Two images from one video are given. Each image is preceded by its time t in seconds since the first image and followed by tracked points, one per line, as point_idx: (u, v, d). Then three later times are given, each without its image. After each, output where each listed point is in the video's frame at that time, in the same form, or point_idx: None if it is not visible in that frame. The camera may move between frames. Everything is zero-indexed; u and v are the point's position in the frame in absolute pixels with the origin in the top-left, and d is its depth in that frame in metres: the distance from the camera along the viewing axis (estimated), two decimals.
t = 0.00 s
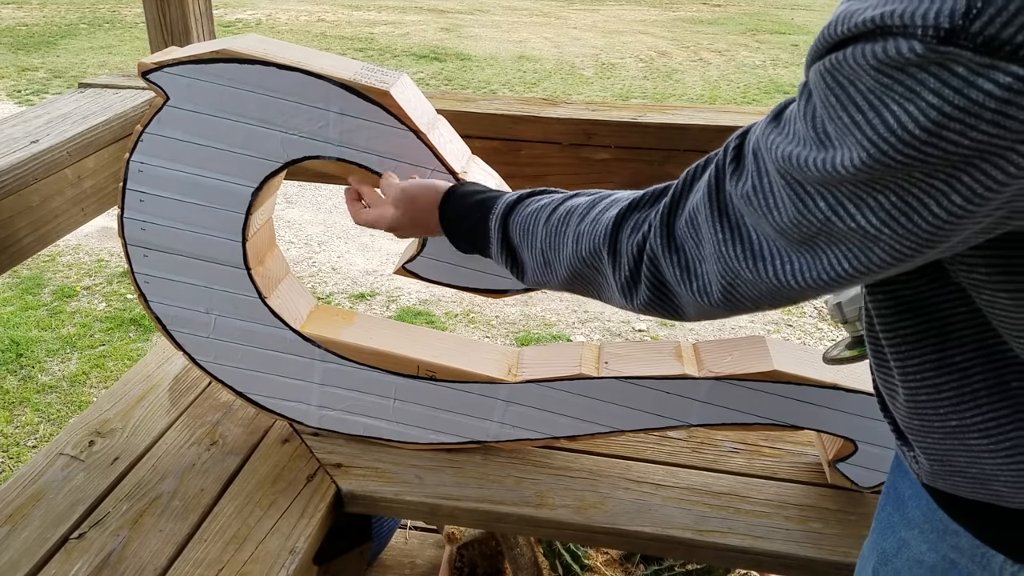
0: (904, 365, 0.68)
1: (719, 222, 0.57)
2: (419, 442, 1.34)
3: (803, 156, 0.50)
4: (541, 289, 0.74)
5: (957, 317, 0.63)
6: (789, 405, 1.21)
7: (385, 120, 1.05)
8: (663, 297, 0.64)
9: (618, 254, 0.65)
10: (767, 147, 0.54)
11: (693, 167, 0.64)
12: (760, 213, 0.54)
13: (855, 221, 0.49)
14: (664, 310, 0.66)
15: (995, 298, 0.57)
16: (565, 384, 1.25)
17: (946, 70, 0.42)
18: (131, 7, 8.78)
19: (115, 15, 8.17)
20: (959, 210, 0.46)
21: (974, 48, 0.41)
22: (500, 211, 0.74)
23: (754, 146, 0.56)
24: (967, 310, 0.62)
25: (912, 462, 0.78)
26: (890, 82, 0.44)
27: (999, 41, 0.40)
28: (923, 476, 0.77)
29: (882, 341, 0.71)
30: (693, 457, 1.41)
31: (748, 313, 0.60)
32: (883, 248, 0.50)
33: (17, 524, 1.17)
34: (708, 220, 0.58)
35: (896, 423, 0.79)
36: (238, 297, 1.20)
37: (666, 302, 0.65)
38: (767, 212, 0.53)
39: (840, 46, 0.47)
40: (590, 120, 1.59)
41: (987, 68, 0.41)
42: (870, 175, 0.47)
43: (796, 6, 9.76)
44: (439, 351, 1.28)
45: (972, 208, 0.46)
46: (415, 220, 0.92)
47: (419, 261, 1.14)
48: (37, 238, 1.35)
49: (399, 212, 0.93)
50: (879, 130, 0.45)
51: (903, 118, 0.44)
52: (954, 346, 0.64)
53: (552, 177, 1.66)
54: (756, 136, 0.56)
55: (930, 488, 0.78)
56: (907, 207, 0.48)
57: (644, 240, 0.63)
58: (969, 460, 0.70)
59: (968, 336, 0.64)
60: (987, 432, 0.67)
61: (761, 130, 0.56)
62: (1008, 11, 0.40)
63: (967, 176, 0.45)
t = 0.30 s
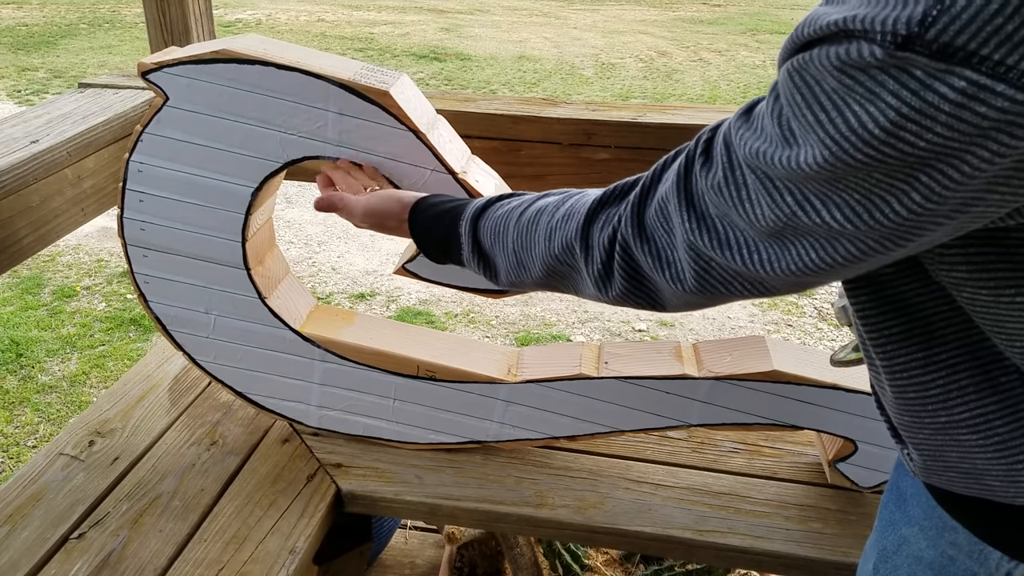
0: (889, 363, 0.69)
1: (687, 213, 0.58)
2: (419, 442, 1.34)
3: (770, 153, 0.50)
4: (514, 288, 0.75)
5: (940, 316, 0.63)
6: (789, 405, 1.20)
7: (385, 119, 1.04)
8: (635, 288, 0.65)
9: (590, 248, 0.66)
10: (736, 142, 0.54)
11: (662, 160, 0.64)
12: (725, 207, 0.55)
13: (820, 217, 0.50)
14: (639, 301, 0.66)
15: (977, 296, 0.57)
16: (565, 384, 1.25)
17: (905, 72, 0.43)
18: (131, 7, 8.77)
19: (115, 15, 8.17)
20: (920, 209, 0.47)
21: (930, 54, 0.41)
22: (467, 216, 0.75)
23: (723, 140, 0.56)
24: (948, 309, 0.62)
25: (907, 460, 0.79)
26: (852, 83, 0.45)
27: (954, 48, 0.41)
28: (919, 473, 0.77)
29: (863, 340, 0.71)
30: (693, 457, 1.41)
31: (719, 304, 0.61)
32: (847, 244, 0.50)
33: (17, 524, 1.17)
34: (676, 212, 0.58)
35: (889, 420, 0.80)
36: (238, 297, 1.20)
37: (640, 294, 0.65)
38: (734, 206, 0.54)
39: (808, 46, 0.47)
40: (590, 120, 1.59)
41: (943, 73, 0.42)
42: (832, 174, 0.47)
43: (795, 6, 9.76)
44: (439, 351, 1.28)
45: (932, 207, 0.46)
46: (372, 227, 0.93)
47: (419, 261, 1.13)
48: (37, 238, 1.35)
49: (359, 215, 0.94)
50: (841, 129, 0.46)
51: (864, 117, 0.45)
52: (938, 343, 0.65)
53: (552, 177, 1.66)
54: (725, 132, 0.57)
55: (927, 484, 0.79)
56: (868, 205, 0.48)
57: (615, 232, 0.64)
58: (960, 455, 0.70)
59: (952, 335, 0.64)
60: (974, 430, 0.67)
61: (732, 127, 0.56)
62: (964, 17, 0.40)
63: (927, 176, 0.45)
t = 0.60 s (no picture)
0: (882, 362, 0.69)
1: (682, 211, 0.58)
2: (419, 442, 1.34)
3: (760, 151, 0.51)
4: (513, 287, 0.76)
5: (932, 316, 0.63)
6: (789, 405, 1.21)
7: (385, 119, 1.04)
8: (631, 286, 0.65)
9: (586, 246, 0.66)
10: (728, 140, 0.54)
11: (658, 159, 0.65)
12: (716, 204, 0.55)
13: (809, 215, 0.50)
14: (635, 300, 0.66)
15: (968, 295, 0.58)
16: (565, 384, 1.25)
17: (889, 71, 0.43)
18: (131, 7, 8.77)
19: (115, 15, 8.17)
20: (908, 206, 0.47)
21: (914, 52, 0.42)
22: (466, 213, 0.76)
23: (716, 138, 0.56)
24: (941, 309, 0.63)
25: (902, 459, 0.79)
26: (839, 82, 0.45)
27: (937, 46, 0.41)
28: (913, 471, 0.78)
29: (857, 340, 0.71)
30: (693, 457, 1.41)
31: (714, 303, 0.61)
32: (837, 241, 0.51)
33: (17, 524, 1.17)
34: (670, 210, 0.58)
35: (882, 418, 0.80)
36: (238, 296, 1.20)
37: (636, 292, 0.66)
38: (726, 204, 0.54)
39: (798, 45, 0.48)
40: (590, 120, 1.59)
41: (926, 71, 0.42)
42: (820, 172, 0.48)
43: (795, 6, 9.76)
44: (439, 351, 1.28)
45: (919, 205, 0.47)
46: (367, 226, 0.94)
47: (419, 261, 1.13)
48: (37, 238, 1.35)
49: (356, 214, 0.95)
50: (829, 127, 0.46)
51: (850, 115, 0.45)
52: (930, 343, 0.65)
53: (552, 178, 1.67)
54: (719, 130, 0.57)
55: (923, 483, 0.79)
56: (857, 203, 0.48)
57: (610, 230, 0.64)
58: (952, 455, 0.71)
59: (945, 335, 0.64)
60: (967, 429, 0.67)
61: (725, 125, 0.56)
62: (947, 16, 0.40)
63: (914, 174, 0.45)
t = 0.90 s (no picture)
0: (878, 368, 0.68)
1: (681, 221, 0.58)
2: (419, 442, 1.34)
3: (754, 161, 0.51)
4: (522, 298, 0.76)
5: (927, 322, 0.63)
6: (789, 405, 1.20)
7: (385, 119, 1.04)
8: (635, 295, 0.65)
9: (590, 255, 0.66)
10: (723, 149, 0.55)
11: (658, 169, 0.65)
12: (713, 213, 0.55)
13: (805, 223, 0.50)
14: (639, 309, 0.66)
15: (962, 299, 0.58)
16: (565, 384, 1.25)
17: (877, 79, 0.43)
18: (131, 7, 8.77)
19: (115, 15, 8.17)
20: (902, 212, 0.47)
21: (900, 61, 0.42)
22: (476, 223, 0.76)
23: (712, 147, 0.57)
24: (936, 315, 0.63)
25: (900, 461, 0.79)
26: (829, 92, 0.45)
27: (923, 54, 0.41)
28: (912, 474, 0.77)
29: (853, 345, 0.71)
30: (693, 457, 1.41)
31: (717, 311, 0.61)
32: (833, 249, 0.51)
33: (17, 524, 1.17)
34: (670, 219, 0.59)
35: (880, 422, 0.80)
36: (238, 296, 1.20)
37: (640, 301, 0.66)
38: (722, 213, 0.54)
39: (789, 56, 0.48)
40: (590, 120, 1.59)
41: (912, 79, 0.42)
42: (813, 180, 0.48)
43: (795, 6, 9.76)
44: (439, 351, 1.28)
45: (912, 211, 0.47)
46: (372, 238, 0.94)
47: (419, 261, 1.13)
48: (37, 238, 1.35)
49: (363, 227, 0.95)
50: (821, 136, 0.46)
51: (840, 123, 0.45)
52: (926, 349, 0.65)
53: (552, 178, 1.67)
54: (716, 139, 0.57)
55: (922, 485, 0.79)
56: (852, 210, 0.48)
57: (612, 240, 0.64)
58: (948, 459, 0.71)
59: (940, 340, 0.64)
60: (963, 433, 0.67)
61: (721, 134, 0.57)
62: (932, 24, 0.40)
63: (906, 180, 0.45)
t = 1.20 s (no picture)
0: (870, 367, 0.69)
1: (678, 226, 0.58)
2: (419, 442, 1.34)
3: (744, 164, 0.51)
4: (528, 301, 0.75)
5: (919, 320, 0.64)
6: (789, 405, 1.20)
7: (385, 119, 1.04)
8: (637, 301, 0.65)
9: (595, 263, 0.66)
10: (714, 153, 0.55)
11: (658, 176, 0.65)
12: (707, 218, 0.55)
13: (794, 225, 0.50)
14: (642, 314, 0.66)
15: (952, 297, 0.58)
16: (565, 384, 1.25)
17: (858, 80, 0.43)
18: (131, 7, 8.77)
19: (115, 15, 8.16)
20: (890, 212, 0.47)
21: (880, 61, 0.42)
22: (482, 227, 0.75)
23: (704, 152, 0.57)
24: (928, 313, 0.63)
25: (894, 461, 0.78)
26: (812, 95, 0.46)
27: (901, 54, 0.42)
28: (906, 474, 0.77)
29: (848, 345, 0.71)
30: (693, 457, 1.41)
31: (718, 315, 0.61)
32: (823, 251, 0.51)
33: (17, 524, 1.17)
34: (670, 225, 0.59)
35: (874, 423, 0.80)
36: (238, 297, 1.20)
37: (644, 306, 0.66)
38: (716, 217, 0.54)
39: (773, 61, 0.48)
40: (590, 120, 1.59)
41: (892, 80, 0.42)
42: (802, 182, 0.48)
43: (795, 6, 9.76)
44: (439, 351, 1.29)
45: (898, 210, 0.47)
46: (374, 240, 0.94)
47: (419, 261, 1.13)
48: (37, 239, 1.35)
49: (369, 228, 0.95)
50: (805, 139, 0.47)
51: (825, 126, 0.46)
52: (918, 347, 0.65)
53: (552, 178, 1.67)
54: (709, 144, 0.57)
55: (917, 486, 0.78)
56: (840, 211, 0.48)
57: (616, 249, 0.64)
58: (941, 458, 0.70)
59: (931, 338, 0.64)
60: (953, 432, 0.67)
61: (714, 139, 0.57)
62: (907, 26, 0.41)
63: (892, 180, 0.46)
